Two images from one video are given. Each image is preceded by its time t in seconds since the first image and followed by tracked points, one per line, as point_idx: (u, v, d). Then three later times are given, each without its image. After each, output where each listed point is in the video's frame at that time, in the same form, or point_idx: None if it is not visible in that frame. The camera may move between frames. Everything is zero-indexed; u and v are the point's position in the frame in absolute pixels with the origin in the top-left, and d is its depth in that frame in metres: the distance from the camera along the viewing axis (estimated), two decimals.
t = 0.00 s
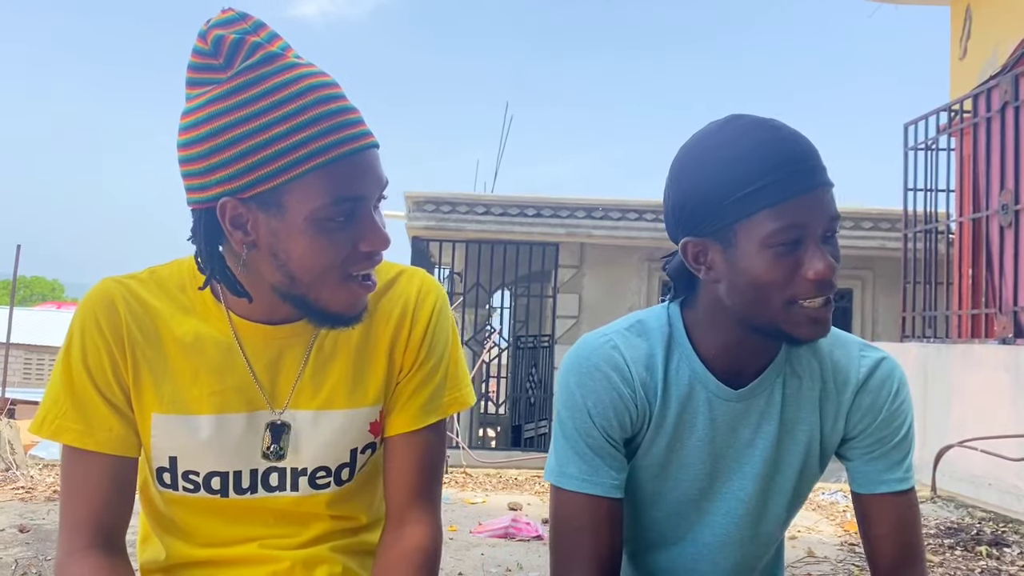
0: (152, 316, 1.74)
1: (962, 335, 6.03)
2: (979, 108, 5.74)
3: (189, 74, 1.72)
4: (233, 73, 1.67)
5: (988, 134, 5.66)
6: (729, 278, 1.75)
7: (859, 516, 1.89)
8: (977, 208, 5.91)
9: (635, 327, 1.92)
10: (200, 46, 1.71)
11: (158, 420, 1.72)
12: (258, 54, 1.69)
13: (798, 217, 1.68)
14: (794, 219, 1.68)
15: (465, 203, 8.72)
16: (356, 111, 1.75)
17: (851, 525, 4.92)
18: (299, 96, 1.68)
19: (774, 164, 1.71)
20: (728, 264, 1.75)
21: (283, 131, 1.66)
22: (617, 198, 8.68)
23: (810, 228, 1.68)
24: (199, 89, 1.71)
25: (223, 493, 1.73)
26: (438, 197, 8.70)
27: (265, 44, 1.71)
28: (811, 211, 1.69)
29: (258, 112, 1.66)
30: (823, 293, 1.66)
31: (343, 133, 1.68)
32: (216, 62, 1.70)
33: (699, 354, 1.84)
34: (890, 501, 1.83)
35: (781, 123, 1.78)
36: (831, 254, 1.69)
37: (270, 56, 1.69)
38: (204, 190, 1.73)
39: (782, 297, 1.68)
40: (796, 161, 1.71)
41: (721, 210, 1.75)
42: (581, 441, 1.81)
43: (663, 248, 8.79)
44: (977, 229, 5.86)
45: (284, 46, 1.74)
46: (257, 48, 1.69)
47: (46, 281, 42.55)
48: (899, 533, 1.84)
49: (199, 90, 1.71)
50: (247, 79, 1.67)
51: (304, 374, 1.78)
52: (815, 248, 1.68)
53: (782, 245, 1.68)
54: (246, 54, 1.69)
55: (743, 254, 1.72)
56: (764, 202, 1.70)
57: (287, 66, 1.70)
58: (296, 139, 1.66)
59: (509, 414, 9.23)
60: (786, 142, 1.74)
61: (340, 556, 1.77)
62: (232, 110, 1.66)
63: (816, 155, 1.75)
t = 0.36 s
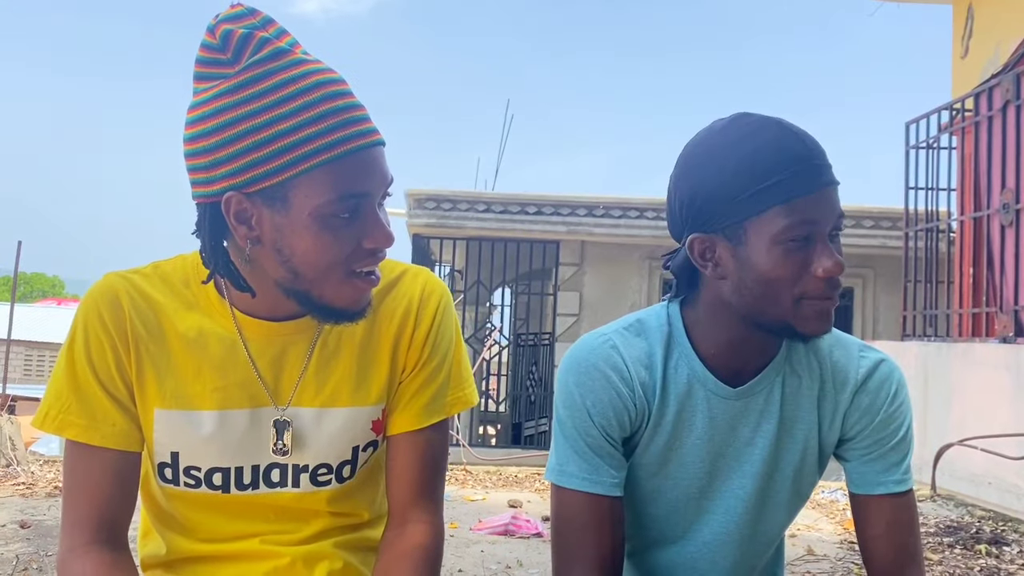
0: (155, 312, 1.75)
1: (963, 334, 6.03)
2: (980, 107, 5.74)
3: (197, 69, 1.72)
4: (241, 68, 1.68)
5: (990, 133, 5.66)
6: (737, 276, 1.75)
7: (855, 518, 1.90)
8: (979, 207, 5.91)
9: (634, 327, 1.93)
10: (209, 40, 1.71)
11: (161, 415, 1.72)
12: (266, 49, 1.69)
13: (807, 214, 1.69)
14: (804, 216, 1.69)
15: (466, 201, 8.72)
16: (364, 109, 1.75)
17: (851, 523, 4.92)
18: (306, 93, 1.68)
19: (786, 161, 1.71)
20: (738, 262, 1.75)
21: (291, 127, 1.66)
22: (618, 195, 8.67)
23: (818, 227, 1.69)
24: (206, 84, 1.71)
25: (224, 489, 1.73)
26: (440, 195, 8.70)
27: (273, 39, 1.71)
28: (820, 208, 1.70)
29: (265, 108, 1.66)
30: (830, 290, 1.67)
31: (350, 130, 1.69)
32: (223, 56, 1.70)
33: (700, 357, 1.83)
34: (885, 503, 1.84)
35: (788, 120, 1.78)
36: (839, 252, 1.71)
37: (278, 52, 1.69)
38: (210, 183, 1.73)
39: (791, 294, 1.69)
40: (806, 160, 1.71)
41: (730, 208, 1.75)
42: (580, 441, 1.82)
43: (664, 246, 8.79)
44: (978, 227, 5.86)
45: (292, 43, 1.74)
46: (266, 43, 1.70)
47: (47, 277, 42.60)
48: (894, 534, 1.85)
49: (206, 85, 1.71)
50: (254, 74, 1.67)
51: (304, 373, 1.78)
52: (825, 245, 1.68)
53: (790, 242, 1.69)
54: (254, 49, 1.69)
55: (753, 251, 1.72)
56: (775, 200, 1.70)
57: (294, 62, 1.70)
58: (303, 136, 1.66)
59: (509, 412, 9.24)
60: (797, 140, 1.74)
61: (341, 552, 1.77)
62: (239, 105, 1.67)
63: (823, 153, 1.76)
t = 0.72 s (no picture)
0: (153, 309, 1.75)
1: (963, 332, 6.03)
2: (981, 105, 5.74)
3: (193, 66, 1.72)
4: (237, 65, 1.68)
5: (991, 131, 5.66)
6: (727, 272, 1.76)
7: (858, 518, 1.90)
8: (979, 205, 5.90)
9: (638, 324, 1.93)
10: (204, 38, 1.71)
11: (158, 411, 1.72)
12: (262, 47, 1.69)
13: (799, 213, 1.68)
14: (797, 216, 1.68)
15: (467, 198, 8.71)
16: (360, 106, 1.75)
17: (850, 521, 4.92)
18: (303, 90, 1.68)
19: (781, 161, 1.70)
20: (728, 258, 1.76)
21: (286, 124, 1.66)
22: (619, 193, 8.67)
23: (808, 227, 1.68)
24: (203, 81, 1.71)
25: (221, 485, 1.74)
26: (440, 191, 8.70)
27: (270, 37, 1.71)
28: (813, 208, 1.69)
29: (261, 105, 1.66)
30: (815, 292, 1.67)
31: (346, 128, 1.69)
32: (219, 54, 1.70)
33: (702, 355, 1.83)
34: (887, 504, 1.84)
35: (784, 117, 1.78)
36: (832, 254, 1.69)
37: (275, 50, 1.69)
38: (207, 181, 1.73)
39: (776, 294, 1.69)
40: (802, 159, 1.71)
41: (722, 204, 1.76)
42: (583, 438, 1.82)
43: (664, 244, 8.80)
44: (978, 226, 5.85)
45: (288, 40, 1.74)
46: (262, 41, 1.70)
47: (48, 273, 42.69)
48: (898, 535, 1.85)
49: (203, 82, 1.71)
50: (250, 72, 1.67)
51: (301, 370, 1.78)
52: (815, 247, 1.67)
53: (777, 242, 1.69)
54: (250, 47, 1.69)
55: (742, 249, 1.73)
56: (767, 198, 1.70)
57: (290, 60, 1.70)
58: (299, 134, 1.66)
59: (509, 409, 9.25)
60: (795, 138, 1.73)
61: (338, 548, 1.77)
62: (235, 102, 1.67)
63: (823, 150, 1.75)
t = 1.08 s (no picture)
0: (154, 305, 1.75)
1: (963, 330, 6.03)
2: (983, 103, 5.73)
3: (195, 63, 1.72)
4: (239, 63, 1.68)
5: (992, 130, 5.66)
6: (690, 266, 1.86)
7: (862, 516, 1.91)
8: (980, 204, 5.90)
9: (646, 320, 1.93)
10: (206, 35, 1.71)
11: (159, 408, 1.73)
12: (265, 44, 1.69)
13: (735, 220, 1.71)
14: (733, 223, 1.71)
15: (468, 195, 8.71)
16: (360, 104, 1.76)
17: (850, 519, 4.93)
18: (304, 88, 1.68)
19: (738, 163, 1.72)
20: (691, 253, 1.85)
21: (285, 123, 1.66)
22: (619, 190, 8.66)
23: (744, 234, 1.70)
24: (204, 79, 1.71)
25: (222, 481, 1.74)
26: (441, 188, 8.70)
27: (271, 35, 1.71)
28: (751, 215, 1.69)
29: (262, 103, 1.67)
30: (738, 300, 1.70)
31: (347, 127, 1.69)
32: (221, 51, 1.70)
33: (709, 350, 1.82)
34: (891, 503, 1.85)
35: (788, 113, 1.78)
36: (765, 264, 1.69)
37: (277, 47, 1.70)
38: (208, 178, 1.73)
39: (712, 296, 1.75)
40: (755, 163, 1.71)
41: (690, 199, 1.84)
42: (588, 432, 1.82)
43: (665, 242, 8.79)
44: (979, 224, 5.84)
45: (290, 38, 1.74)
46: (262, 39, 1.70)
47: (49, 269, 42.71)
48: (901, 534, 1.85)
49: (204, 80, 1.71)
50: (253, 69, 1.67)
51: (301, 367, 1.78)
52: (746, 257, 1.69)
53: (715, 244, 1.74)
54: (252, 45, 1.69)
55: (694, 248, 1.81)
56: (716, 202, 1.75)
57: (293, 58, 1.70)
58: (300, 132, 1.66)
59: (509, 406, 9.26)
60: (763, 140, 1.73)
61: (339, 545, 1.79)
62: (236, 100, 1.67)
63: (796, 151, 1.72)
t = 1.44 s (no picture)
0: (156, 300, 1.75)
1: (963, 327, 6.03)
2: (984, 100, 5.73)
3: (200, 57, 1.71)
4: (245, 57, 1.67)
5: (993, 127, 5.66)
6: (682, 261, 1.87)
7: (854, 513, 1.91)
8: (981, 201, 5.90)
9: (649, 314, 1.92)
10: (212, 29, 1.70)
11: (160, 403, 1.72)
12: (271, 39, 1.69)
13: (709, 224, 1.71)
14: (704, 227, 1.72)
15: (468, 191, 8.70)
16: (365, 101, 1.75)
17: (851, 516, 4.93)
18: (309, 84, 1.68)
19: (719, 170, 1.73)
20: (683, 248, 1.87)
21: (288, 120, 1.66)
22: (619, 187, 8.65)
23: (715, 238, 1.70)
24: (209, 73, 1.70)
25: (223, 477, 1.74)
26: (441, 185, 8.69)
27: (278, 29, 1.71)
28: (721, 222, 1.70)
29: (268, 98, 1.66)
30: (706, 302, 1.72)
31: (350, 124, 1.68)
32: (227, 45, 1.69)
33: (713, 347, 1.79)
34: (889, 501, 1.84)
35: (788, 112, 1.76)
36: (733, 270, 1.69)
37: (283, 42, 1.69)
38: (211, 172, 1.72)
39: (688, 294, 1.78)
40: (733, 170, 1.71)
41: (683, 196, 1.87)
42: (592, 426, 1.83)
43: (666, 238, 8.79)
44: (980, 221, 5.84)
45: (296, 33, 1.74)
46: (268, 34, 1.69)
47: (49, 265, 42.72)
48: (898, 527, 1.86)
49: (209, 74, 1.70)
50: (259, 64, 1.67)
51: (302, 363, 1.78)
52: (712, 261, 1.70)
53: (694, 244, 1.76)
54: (258, 39, 1.68)
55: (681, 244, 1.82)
56: (696, 204, 1.76)
57: (299, 53, 1.70)
58: (304, 128, 1.66)
59: (509, 402, 9.26)
60: (747, 148, 1.73)
61: (341, 540, 1.79)
62: (241, 95, 1.66)
63: (780, 158, 1.70)
